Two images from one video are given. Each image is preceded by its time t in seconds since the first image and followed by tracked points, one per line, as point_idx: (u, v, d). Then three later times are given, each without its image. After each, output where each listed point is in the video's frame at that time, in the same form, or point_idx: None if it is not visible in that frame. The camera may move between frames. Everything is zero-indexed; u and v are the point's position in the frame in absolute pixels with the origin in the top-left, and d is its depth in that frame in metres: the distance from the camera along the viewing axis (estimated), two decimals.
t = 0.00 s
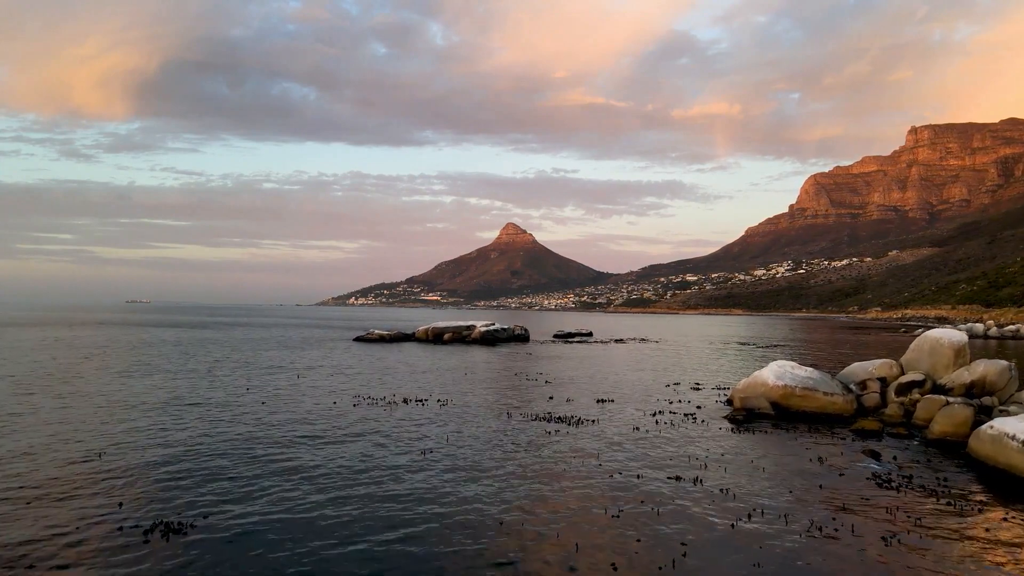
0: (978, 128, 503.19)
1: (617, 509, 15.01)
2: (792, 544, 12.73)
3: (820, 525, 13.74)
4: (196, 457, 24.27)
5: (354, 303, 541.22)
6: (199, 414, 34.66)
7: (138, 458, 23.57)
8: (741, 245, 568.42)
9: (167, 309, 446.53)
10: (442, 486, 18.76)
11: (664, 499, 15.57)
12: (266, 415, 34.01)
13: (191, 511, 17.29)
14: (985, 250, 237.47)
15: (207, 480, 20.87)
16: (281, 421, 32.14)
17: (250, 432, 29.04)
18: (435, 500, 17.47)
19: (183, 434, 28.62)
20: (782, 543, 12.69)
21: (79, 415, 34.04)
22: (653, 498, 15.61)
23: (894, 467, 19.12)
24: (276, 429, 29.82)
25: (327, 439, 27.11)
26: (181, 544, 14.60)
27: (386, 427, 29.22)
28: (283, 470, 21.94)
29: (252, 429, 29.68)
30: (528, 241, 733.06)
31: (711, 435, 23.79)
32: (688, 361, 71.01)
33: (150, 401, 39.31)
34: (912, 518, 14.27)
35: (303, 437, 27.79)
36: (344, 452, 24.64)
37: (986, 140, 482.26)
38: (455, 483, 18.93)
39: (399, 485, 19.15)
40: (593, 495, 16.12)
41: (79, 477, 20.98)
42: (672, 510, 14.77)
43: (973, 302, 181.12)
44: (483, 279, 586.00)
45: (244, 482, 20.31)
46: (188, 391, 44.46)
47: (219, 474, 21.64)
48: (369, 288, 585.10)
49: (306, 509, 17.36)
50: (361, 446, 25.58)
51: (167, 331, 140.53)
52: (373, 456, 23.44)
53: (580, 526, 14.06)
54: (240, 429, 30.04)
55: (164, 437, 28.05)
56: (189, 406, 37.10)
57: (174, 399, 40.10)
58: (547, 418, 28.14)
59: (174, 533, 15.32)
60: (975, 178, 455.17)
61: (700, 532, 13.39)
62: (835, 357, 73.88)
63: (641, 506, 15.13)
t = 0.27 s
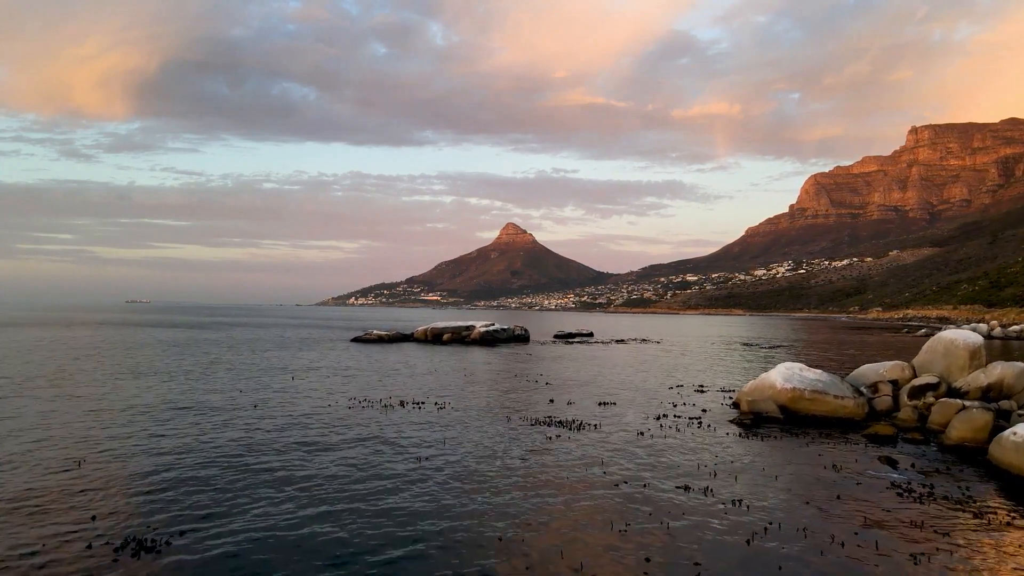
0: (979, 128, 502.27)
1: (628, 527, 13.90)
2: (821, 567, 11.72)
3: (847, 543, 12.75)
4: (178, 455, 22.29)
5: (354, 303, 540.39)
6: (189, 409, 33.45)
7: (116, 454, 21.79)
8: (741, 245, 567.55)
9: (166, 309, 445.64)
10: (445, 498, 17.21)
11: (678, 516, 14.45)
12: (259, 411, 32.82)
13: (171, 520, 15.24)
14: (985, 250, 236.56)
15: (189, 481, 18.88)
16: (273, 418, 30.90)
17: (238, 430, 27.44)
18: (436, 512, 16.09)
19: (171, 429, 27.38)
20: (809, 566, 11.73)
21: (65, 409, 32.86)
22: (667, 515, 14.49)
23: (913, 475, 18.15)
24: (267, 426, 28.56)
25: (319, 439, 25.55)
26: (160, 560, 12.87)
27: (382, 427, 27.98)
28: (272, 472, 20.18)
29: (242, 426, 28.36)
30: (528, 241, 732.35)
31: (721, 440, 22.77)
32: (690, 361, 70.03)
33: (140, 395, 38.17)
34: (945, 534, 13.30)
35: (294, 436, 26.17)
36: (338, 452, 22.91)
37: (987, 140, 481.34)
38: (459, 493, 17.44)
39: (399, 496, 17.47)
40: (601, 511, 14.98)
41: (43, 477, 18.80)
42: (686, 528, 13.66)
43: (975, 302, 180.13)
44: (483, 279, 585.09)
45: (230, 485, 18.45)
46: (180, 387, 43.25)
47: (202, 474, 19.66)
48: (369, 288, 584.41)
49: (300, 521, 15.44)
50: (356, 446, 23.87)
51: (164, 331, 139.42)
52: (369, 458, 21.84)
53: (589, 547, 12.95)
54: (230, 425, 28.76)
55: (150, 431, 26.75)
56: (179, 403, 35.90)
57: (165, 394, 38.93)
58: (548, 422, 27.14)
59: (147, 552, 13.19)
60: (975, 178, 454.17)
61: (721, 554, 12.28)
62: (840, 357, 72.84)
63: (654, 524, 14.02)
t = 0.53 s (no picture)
0: (979, 128, 501.20)
1: (636, 544, 13.07)
2: None
3: (871, 560, 11.96)
4: (162, 462, 21.36)
5: (354, 303, 539.93)
6: (180, 412, 32.60)
7: (97, 463, 20.87)
8: (741, 245, 566.73)
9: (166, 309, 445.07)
10: (442, 508, 16.25)
11: (689, 531, 13.58)
12: (251, 415, 31.95)
13: (145, 536, 14.31)
14: (987, 250, 235.72)
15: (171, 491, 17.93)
16: (266, 422, 29.96)
17: (228, 435, 26.48)
18: (431, 524, 15.18)
19: (159, 434, 26.56)
20: None
21: (52, 412, 32.02)
22: (678, 531, 13.61)
23: (933, 484, 17.28)
24: (259, 430, 27.65)
25: (312, 444, 24.54)
26: None
27: (377, 430, 27.03)
28: (261, 478, 19.24)
29: (233, 430, 27.50)
30: (528, 241, 731.58)
31: (729, 444, 21.91)
32: (692, 362, 69.11)
33: (131, 398, 37.33)
34: (976, 552, 12.40)
35: (286, 441, 25.17)
36: (331, 457, 21.94)
37: (987, 140, 480.30)
38: (455, 502, 16.51)
39: (391, 506, 16.52)
40: (606, 525, 14.12)
41: (16, 488, 17.88)
42: (698, 545, 12.82)
43: (976, 303, 179.23)
44: (484, 279, 584.05)
45: (213, 496, 17.46)
46: (173, 390, 42.38)
47: (185, 484, 18.70)
48: (369, 288, 583.85)
49: (285, 537, 14.50)
50: (350, 451, 22.86)
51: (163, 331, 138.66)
52: (363, 464, 20.84)
53: (594, 567, 12.10)
54: (221, 429, 27.88)
55: (136, 436, 25.87)
56: (170, 405, 35.02)
57: (156, 397, 38.07)
58: (549, 425, 26.30)
59: (115, 574, 12.30)
60: (975, 178, 453.25)
61: None
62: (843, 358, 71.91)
63: (664, 540, 13.19)
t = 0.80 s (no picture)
0: (980, 127, 500.01)
1: (644, 563, 12.20)
2: None
3: None
4: (144, 472, 20.40)
5: (354, 303, 539.44)
6: (170, 415, 31.74)
7: (81, 471, 20.04)
8: (741, 245, 565.83)
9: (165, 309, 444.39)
10: (436, 522, 15.29)
11: (701, 549, 12.68)
12: (243, 419, 31.08)
13: (121, 555, 13.46)
14: (988, 250, 234.70)
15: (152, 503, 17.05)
16: (258, 426, 29.07)
17: (217, 441, 25.55)
18: (424, 540, 14.26)
19: (145, 440, 25.66)
20: None
21: (40, 416, 31.23)
22: (689, 549, 12.72)
23: (953, 493, 16.43)
24: (250, 435, 26.73)
25: (303, 451, 23.55)
26: None
27: (372, 435, 26.09)
28: (250, 488, 18.39)
29: (222, 436, 26.57)
30: (529, 241, 730.77)
31: (738, 450, 21.10)
32: (695, 362, 68.26)
33: (122, 401, 36.51)
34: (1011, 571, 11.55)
35: (276, 448, 24.19)
36: (322, 466, 20.96)
37: (988, 140, 479.21)
38: (450, 515, 15.58)
39: (382, 521, 15.60)
40: (612, 541, 13.27)
41: None
42: (712, 564, 12.00)
43: (978, 302, 178.26)
44: (483, 279, 583.27)
45: (195, 510, 16.54)
46: (165, 391, 41.55)
47: (167, 496, 17.78)
48: (369, 288, 583.27)
49: (267, 557, 13.58)
50: (344, 458, 21.91)
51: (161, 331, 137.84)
52: (355, 472, 19.88)
53: None
54: (211, 434, 27.02)
55: (121, 443, 24.97)
56: (161, 408, 34.18)
57: (147, 399, 37.26)
58: (551, 429, 25.47)
59: None
60: (976, 178, 452.07)
61: None
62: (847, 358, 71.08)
63: (675, 557, 12.38)
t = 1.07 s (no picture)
0: (981, 127, 498.59)
1: None
2: None
3: None
4: (128, 470, 19.50)
5: (354, 303, 538.54)
6: (159, 410, 30.94)
7: (64, 474, 19.30)
8: (741, 245, 564.63)
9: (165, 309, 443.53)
10: (430, 539, 14.31)
11: (712, 570, 11.76)
12: (235, 415, 30.17)
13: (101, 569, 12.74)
14: (989, 249, 233.45)
15: (132, 509, 16.11)
16: (249, 424, 28.11)
17: (208, 438, 24.59)
18: (416, 559, 13.29)
19: (132, 435, 24.82)
20: None
21: (29, 416, 30.50)
22: (697, 568, 11.86)
23: (977, 503, 15.60)
24: (241, 434, 25.77)
25: (297, 453, 22.56)
26: None
27: (368, 438, 25.07)
28: (238, 495, 17.60)
29: (212, 433, 25.63)
30: (529, 241, 729.77)
31: (747, 456, 20.30)
32: (696, 363, 67.39)
33: (110, 396, 35.69)
34: None
35: (269, 448, 23.20)
36: (314, 472, 19.92)
37: (988, 140, 477.82)
38: (447, 526, 14.86)
39: (375, 533, 14.79)
40: (620, 556, 12.54)
41: None
42: None
43: (981, 302, 177.06)
44: (484, 279, 582.34)
45: (175, 519, 15.54)
46: (158, 386, 40.84)
47: (148, 500, 16.85)
48: (369, 288, 582.46)
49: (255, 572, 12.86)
50: (338, 464, 20.90)
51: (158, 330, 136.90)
52: (347, 482, 18.88)
53: None
54: (201, 430, 26.21)
55: (106, 438, 24.10)
56: (150, 403, 33.38)
57: (138, 394, 36.51)
58: (551, 432, 24.65)
59: None
60: (976, 178, 450.72)
61: None
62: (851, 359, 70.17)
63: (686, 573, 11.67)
